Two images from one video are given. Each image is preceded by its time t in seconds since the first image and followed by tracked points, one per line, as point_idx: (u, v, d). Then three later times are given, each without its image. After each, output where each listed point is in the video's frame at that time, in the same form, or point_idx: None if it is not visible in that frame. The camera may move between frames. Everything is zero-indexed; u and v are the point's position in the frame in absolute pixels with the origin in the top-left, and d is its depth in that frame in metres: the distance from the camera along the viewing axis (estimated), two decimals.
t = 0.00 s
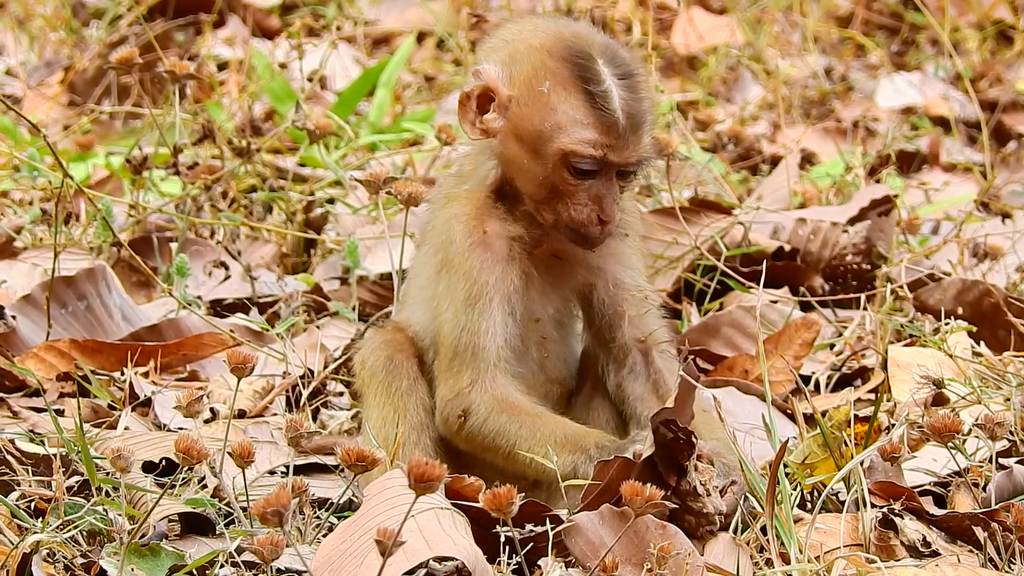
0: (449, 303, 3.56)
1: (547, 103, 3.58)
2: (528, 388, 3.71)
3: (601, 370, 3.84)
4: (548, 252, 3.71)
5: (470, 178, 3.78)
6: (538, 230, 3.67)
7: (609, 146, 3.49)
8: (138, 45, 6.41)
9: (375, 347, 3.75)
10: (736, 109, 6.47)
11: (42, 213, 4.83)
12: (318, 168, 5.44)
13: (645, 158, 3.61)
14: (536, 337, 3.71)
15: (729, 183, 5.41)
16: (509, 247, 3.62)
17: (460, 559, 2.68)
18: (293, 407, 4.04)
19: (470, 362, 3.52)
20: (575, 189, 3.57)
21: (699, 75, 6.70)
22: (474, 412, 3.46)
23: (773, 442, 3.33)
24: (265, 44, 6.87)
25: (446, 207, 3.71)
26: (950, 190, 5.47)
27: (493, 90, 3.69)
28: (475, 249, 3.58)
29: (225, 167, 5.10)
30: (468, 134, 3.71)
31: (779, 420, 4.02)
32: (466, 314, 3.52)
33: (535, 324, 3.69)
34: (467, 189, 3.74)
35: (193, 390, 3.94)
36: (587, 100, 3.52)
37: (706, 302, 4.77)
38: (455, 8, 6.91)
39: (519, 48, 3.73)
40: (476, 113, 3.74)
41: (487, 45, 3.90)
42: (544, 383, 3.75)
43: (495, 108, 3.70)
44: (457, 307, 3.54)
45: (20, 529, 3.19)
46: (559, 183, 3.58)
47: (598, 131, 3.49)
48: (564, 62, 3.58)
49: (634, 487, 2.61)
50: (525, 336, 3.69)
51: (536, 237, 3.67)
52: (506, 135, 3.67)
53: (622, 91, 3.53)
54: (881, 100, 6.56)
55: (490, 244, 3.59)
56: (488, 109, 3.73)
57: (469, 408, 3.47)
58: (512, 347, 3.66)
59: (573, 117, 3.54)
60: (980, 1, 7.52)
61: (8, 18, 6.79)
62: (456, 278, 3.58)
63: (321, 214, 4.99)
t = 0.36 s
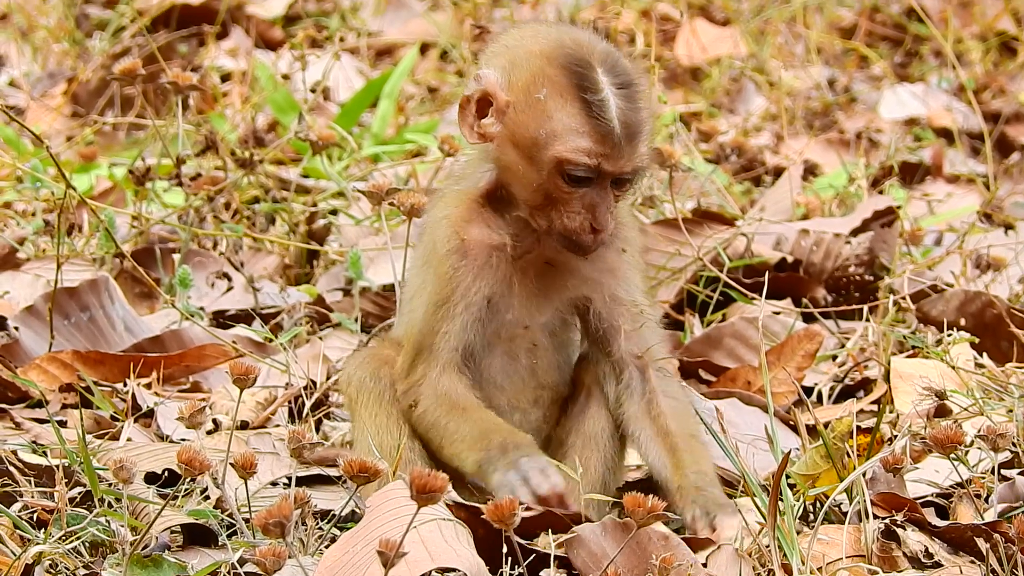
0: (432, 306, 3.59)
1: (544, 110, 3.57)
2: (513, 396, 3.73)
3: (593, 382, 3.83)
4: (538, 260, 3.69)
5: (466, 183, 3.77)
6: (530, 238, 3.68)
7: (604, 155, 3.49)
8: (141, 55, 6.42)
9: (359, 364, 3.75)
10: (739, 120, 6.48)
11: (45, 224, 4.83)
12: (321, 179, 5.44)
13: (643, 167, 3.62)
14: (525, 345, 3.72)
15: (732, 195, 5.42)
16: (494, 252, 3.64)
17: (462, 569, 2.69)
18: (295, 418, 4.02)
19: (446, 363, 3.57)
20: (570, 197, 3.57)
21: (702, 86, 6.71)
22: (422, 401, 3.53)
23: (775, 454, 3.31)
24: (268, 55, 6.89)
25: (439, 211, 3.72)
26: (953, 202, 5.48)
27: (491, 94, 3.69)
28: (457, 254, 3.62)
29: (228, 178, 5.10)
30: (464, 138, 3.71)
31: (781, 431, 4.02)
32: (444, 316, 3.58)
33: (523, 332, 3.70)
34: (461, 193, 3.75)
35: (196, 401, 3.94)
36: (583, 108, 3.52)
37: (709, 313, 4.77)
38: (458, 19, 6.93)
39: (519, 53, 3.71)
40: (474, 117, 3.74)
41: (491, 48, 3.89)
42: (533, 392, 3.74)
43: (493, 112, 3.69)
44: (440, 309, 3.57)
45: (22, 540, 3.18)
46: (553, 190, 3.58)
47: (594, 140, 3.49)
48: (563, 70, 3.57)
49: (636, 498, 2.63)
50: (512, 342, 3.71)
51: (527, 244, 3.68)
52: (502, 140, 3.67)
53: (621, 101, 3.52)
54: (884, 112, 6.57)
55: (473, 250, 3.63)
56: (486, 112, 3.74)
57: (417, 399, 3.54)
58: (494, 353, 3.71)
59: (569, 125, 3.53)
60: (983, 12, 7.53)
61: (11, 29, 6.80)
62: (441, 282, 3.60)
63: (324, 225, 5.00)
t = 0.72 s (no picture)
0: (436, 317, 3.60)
1: (538, 110, 3.57)
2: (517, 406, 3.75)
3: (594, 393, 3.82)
4: (537, 269, 3.70)
5: (462, 193, 3.77)
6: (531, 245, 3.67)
7: (601, 150, 3.49)
8: (143, 67, 6.43)
9: (367, 375, 3.76)
10: (741, 132, 6.49)
11: (48, 235, 4.83)
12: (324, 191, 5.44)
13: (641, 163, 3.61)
14: (526, 355, 3.73)
15: (735, 206, 5.42)
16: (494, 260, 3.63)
17: None
18: (298, 429, 4.02)
19: (457, 378, 3.57)
20: (570, 197, 3.56)
21: (705, 97, 6.71)
22: (464, 437, 3.54)
23: (779, 466, 3.28)
24: (271, 67, 6.90)
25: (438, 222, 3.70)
26: (955, 213, 5.49)
27: (485, 100, 3.66)
28: (454, 262, 3.61)
29: (231, 189, 5.10)
30: (460, 147, 3.68)
31: (784, 443, 4.01)
32: (449, 327, 3.57)
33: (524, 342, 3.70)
34: (457, 204, 3.74)
35: (198, 412, 3.93)
36: (579, 104, 3.52)
37: (712, 324, 4.76)
38: (460, 30, 6.94)
39: (510, 59, 3.72)
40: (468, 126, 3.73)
41: (479, 59, 3.88)
42: (535, 402, 3.78)
43: (487, 119, 3.67)
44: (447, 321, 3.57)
45: (26, 551, 3.18)
46: (552, 191, 3.57)
47: (591, 136, 3.49)
48: (555, 70, 3.59)
49: (640, 510, 2.62)
50: (514, 353, 3.71)
51: (526, 253, 3.68)
52: (497, 145, 3.66)
53: (614, 98, 3.54)
54: (887, 123, 6.58)
55: (472, 260, 3.62)
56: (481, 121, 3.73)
57: (459, 432, 3.55)
58: (501, 367, 3.69)
59: (566, 122, 3.53)
60: (986, 23, 7.54)
61: (13, 40, 6.80)
62: (443, 292, 3.60)
63: (326, 237, 5.00)
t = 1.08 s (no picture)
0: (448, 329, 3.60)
1: (555, 125, 3.58)
2: (526, 420, 3.76)
3: (609, 414, 3.84)
4: (549, 283, 3.69)
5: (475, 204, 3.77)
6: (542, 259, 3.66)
7: (617, 169, 3.51)
8: (145, 77, 6.44)
9: (377, 381, 3.77)
10: (743, 141, 6.49)
11: (50, 245, 4.83)
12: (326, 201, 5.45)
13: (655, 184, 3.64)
14: (537, 370, 3.74)
15: (736, 217, 5.43)
16: (504, 272, 3.63)
17: None
18: (300, 440, 4.01)
19: (468, 390, 3.57)
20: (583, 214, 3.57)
21: (706, 107, 6.72)
22: (474, 449, 3.53)
23: (780, 475, 3.26)
24: (272, 77, 6.90)
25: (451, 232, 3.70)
26: (957, 223, 5.49)
27: (502, 113, 3.69)
28: (465, 273, 3.61)
29: (232, 200, 5.10)
30: (475, 160, 3.71)
31: (786, 453, 4.00)
32: (460, 339, 3.57)
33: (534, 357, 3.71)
34: (471, 213, 3.74)
35: (200, 423, 3.93)
36: (596, 122, 3.54)
37: (713, 334, 4.76)
38: (462, 40, 6.95)
39: (529, 75, 3.74)
40: (483, 139, 3.73)
41: (497, 74, 3.90)
42: (544, 417, 3.79)
43: (503, 132, 3.69)
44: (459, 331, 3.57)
45: (27, 562, 3.17)
46: (565, 206, 3.57)
47: (607, 154, 3.51)
48: (574, 87, 3.61)
49: (642, 521, 2.62)
50: (524, 367, 3.72)
51: (538, 267, 3.67)
52: (512, 158, 3.67)
53: (632, 118, 3.56)
54: (888, 133, 6.59)
55: (482, 271, 3.61)
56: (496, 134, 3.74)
57: (469, 444, 3.54)
58: (512, 380, 3.69)
59: (582, 139, 3.54)
60: (987, 32, 7.55)
61: (15, 50, 6.81)
62: (456, 304, 3.60)
63: (328, 247, 5.00)
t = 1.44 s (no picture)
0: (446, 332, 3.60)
1: (533, 115, 3.61)
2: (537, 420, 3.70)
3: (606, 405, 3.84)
4: (541, 278, 3.69)
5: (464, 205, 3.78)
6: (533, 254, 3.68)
7: (597, 152, 3.52)
8: (147, 83, 6.45)
9: (377, 388, 3.78)
10: (745, 147, 6.50)
11: (52, 251, 4.84)
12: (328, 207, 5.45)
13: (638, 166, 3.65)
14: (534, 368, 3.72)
15: (739, 222, 5.43)
16: (497, 269, 3.63)
17: None
18: (302, 445, 4.00)
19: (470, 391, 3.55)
20: (568, 201, 3.60)
21: (709, 113, 6.72)
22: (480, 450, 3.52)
23: (781, 481, 3.27)
24: (275, 83, 6.90)
25: (442, 233, 3.71)
26: (959, 229, 5.49)
27: (481, 109, 3.74)
28: (460, 273, 3.61)
29: (235, 206, 5.09)
30: (459, 158, 3.75)
31: (789, 459, 3.98)
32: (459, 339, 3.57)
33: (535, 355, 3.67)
34: (459, 216, 3.75)
35: (202, 429, 3.91)
36: (574, 108, 3.56)
37: (715, 340, 4.76)
38: (464, 46, 6.95)
39: (507, 70, 3.77)
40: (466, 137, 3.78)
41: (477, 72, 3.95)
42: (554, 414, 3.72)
43: (483, 128, 3.74)
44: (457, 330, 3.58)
45: (29, 567, 3.17)
46: (550, 195, 3.60)
47: (586, 138, 3.53)
48: (549, 76, 3.63)
49: (644, 526, 2.60)
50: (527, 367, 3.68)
51: (530, 262, 3.67)
52: (494, 153, 3.71)
53: (609, 102, 3.58)
54: (891, 139, 6.59)
55: (476, 270, 3.61)
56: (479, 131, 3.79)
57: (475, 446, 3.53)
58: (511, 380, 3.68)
59: (561, 126, 3.57)
60: (990, 38, 7.55)
61: (17, 57, 6.82)
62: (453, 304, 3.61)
63: (330, 253, 5.00)
